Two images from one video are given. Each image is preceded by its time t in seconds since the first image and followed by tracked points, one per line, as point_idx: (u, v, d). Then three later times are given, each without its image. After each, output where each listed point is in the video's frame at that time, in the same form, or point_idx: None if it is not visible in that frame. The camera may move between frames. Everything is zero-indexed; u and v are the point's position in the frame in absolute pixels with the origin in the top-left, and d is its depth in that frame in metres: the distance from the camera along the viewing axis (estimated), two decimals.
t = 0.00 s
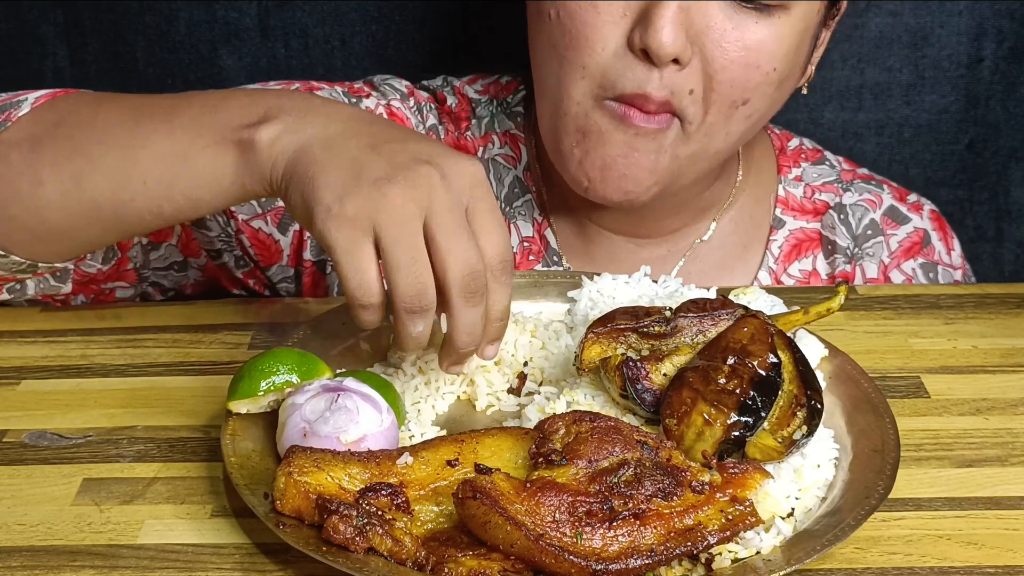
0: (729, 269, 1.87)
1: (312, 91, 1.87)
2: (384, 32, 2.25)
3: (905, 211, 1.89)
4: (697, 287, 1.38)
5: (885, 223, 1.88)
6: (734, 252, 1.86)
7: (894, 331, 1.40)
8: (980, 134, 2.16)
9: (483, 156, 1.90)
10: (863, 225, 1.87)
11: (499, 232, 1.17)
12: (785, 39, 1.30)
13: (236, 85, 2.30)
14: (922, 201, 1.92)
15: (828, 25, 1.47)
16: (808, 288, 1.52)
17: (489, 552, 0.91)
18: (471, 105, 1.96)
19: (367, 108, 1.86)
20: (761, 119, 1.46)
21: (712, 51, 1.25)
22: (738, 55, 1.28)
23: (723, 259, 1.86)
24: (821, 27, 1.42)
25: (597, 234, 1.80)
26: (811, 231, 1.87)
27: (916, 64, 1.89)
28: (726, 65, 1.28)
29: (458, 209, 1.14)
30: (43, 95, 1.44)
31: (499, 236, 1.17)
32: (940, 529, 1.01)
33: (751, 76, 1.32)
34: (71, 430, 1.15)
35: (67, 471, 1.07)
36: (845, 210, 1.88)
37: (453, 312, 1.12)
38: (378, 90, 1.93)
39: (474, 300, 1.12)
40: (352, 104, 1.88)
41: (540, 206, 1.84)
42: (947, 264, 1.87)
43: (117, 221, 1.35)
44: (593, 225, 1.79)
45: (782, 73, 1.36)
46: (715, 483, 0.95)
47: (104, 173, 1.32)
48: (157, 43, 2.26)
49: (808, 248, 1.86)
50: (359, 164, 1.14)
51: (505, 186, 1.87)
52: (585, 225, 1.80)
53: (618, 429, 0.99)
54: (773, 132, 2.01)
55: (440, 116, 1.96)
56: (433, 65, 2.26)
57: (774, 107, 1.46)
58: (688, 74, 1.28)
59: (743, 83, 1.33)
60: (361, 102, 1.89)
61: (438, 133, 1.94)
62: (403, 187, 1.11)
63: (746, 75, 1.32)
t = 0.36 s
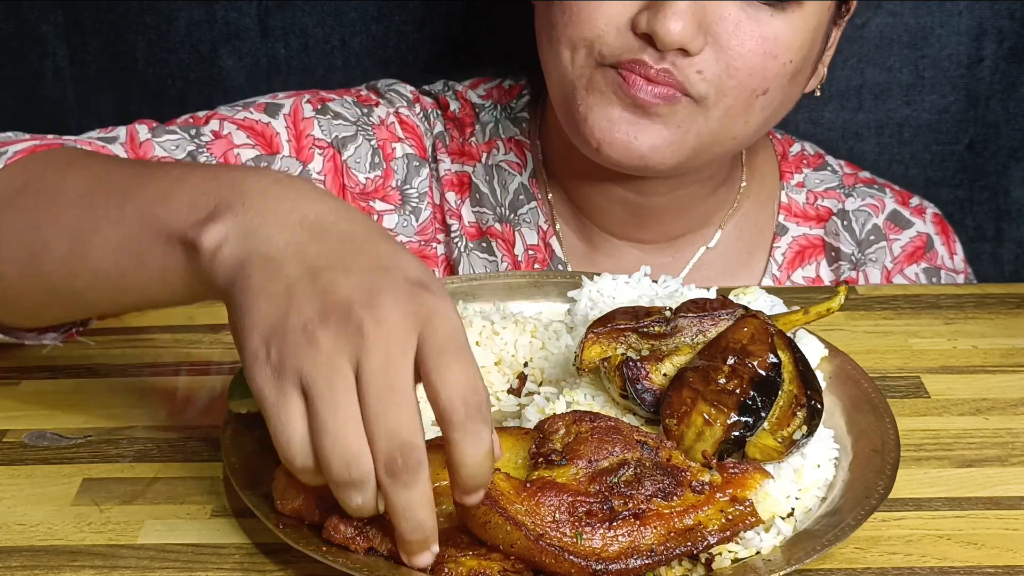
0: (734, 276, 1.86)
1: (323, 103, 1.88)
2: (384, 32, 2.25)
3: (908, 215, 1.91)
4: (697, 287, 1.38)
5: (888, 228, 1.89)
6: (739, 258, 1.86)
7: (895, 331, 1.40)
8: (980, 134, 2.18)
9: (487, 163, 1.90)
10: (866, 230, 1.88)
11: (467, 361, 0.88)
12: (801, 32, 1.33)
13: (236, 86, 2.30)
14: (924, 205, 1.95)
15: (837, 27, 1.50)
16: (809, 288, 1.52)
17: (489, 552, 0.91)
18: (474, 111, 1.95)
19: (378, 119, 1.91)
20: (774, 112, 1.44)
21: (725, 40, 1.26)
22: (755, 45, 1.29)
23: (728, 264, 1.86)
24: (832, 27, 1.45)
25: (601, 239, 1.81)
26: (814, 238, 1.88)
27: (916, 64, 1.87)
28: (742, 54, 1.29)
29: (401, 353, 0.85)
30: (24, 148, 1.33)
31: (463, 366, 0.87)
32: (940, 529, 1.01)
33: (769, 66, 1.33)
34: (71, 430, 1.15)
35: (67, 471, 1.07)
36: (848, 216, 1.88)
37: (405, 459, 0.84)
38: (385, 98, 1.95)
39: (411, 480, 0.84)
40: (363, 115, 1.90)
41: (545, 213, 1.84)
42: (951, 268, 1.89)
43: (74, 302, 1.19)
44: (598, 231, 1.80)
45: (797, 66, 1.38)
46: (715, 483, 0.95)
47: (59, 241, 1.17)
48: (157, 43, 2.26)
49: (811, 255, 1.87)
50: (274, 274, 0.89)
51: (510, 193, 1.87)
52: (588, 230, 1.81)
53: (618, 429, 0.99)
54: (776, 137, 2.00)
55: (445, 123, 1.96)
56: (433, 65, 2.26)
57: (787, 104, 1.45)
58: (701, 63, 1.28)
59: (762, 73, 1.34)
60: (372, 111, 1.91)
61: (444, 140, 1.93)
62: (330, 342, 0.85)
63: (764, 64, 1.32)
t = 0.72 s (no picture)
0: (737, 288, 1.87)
1: (323, 113, 1.88)
2: (384, 32, 2.25)
3: (913, 227, 1.92)
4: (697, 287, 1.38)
5: (892, 240, 1.91)
6: (744, 270, 1.87)
7: (895, 331, 1.40)
8: (980, 134, 2.25)
9: (489, 173, 1.89)
10: (870, 242, 1.89)
11: (485, 347, 0.85)
12: (811, 46, 1.32)
13: (236, 85, 2.30)
14: (929, 215, 1.96)
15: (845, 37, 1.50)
16: (808, 288, 1.52)
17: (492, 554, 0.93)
18: (475, 119, 1.95)
19: (377, 129, 1.91)
20: (786, 128, 1.46)
21: (737, 55, 1.25)
22: (765, 60, 1.28)
23: (732, 277, 1.86)
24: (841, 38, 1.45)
25: (605, 251, 1.80)
26: (818, 249, 1.88)
27: (916, 64, 2.05)
28: (753, 69, 1.28)
29: (418, 348, 0.84)
30: (26, 181, 1.31)
31: (482, 351, 0.85)
32: (940, 529, 1.01)
33: (776, 81, 1.32)
34: (71, 430, 1.15)
35: (67, 471, 1.07)
36: (852, 228, 1.89)
37: (429, 448, 0.82)
38: (385, 107, 1.96)
39: (439, 471, 0.83)
40: (362, 126, 1.90)
41: (547, 225, 1.85)
42: (954, 280, 1.92)
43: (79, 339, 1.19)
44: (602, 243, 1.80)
45: (806, 80, 1.37)
46: (713, 485, 0.99)
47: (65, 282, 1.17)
48: (157, 43, 2.26)
49: (815, 267, 1.88)
50: (289, 292, 0.91)
51: (512, 205, 1.87)
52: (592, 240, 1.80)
53: (618, 432, 0.98)
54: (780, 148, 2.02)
55: (446, 132, 1.96)
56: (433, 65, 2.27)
57: (797, 117, 1.46)
58: (712, 78, 1.26)
59: (768, 88, 1.33)
60: (372, 121, 1.92)
61: (444, 150, 1.93)
62: (341, 344, 0.85)
63: (771, 80, 1.32)
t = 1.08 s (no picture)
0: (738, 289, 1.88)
1: (329, 113, 1.88)
2: (384, 32, 2.25)
3: (914, 228, 1.92)
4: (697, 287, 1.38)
5: (894, 241, 1.90)
6: (745, 271, 1.88)
7: (895, 331, 1.40)
8: (980, 135, 2.27)
9: (492, 174, 1.90)
10: (871, 243, 1.89)
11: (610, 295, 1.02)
12: (824, 49, 1.34)
13: (236, 85, 2.30)
14: (929, 216, 1.96)
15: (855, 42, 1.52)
16: (808, 288, 1.52)
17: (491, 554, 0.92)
18: (479, 120, 1.96)
19: (384, 129, 1.90)
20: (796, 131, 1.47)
21: (750, 58, 1.28)
22: (778, 63, 1.31)
23: (735, 278, 1.87)
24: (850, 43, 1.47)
25: (607, 253, 1.80)
26: (819, 251, 1.89)
27: (916, 63, 2.09)
28: (766, 72, 1.31)
29: (526, 275, 0.94)
30: (77, 177, 1.31)
31: (587, 297, 0.96)
32: (940, 529, 1.01)
33: (791, 84, 1.35)
34: (71, 429, 1.15)
35: (67, 471, 1.07)
36: (854, 230, 1.89)
37: (527, 370, 0.91)
38: (391, 107, 1.95)
39: (557, 356, 0.91)
40: (369, 125, 1.89)
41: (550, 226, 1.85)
42: (955, 281, 1.92)
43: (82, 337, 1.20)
44: (603, 244, 1.79)
45: (819, 83, 1.39)
46: (714, 484, 0.98)
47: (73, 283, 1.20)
48: (157, 43, 2.26)
49: (816, 268, 1.89)
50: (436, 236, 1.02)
51: (515, 205, 1.87)
52: (594, 243, 1.80)
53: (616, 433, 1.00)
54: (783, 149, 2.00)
55: (451, 133, 1.96)
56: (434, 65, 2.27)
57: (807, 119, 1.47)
58: (725, 81, 1.29)
59: (784, 91, 1.36)
60: (379, 121, 1.91)
61: (449, 150, 1.94)
62: (455, 265, 0.94)
63: (786, 83, 1.34)
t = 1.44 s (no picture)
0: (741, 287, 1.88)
1: (336, 113, 1.87)
2: (384, 31, 2.26)
3: (914, 227, 1.92)
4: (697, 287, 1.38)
5: (894, 240, 1.90)
6: (746, 269, 1.87)
7: (895, 331, 1.40)
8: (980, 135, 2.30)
9: (496, 171, 1.90)
10: (873, 241, 1.89)
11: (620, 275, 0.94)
12: (834, 46, 1.35)
13: (235, 86, 2.30)
14: (930, 215, 1.96)
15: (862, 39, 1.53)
16: (808, 287, 1.52)
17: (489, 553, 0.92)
18: (483, 119, 1.94)
19: (390, 128, 1.90)
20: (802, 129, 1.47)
21: (762, 53, 1.28)
22: (789, 59, 1.31)
23: (738, 276, 1.87)
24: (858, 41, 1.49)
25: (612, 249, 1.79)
26: (821, 249, 1.90)
27: (916, 63, 2.21)
28: (778, 69, 1.31)
29: (518, 265, 0.89)
30: (94, 189, 1.31)
31: (581, 285, 0.89)
32: (940, 529, 1.01)
33: (802, 81, 1.35)
34: (71, 430, 1.15)
35: (67, 471, 1.07)
36: (855, 228, 1.89)
37: (518, 368, 0.87)
38: (395, 106, 1.95)
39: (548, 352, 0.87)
40: (375, 125, 1.89)
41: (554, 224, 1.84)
42: (955, 280, 1.91)
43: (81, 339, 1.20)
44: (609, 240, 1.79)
45: (827, 80, 1.40)
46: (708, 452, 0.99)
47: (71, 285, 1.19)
48: (156, 43, 2.26)
49: (817, 266, 1.89)
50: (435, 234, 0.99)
51: (518, 202, 1.87)
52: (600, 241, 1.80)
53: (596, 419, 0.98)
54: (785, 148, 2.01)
55: (456, 130, 1.96)
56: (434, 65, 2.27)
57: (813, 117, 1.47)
58: (738, 76, 1.29)
59: (795, 87, 1.35)
60: (384, 120, 1.91)
61: (453, 148, 1.94)
62: (453, 257, 0.90)
63: (797, 80, 1.34)
